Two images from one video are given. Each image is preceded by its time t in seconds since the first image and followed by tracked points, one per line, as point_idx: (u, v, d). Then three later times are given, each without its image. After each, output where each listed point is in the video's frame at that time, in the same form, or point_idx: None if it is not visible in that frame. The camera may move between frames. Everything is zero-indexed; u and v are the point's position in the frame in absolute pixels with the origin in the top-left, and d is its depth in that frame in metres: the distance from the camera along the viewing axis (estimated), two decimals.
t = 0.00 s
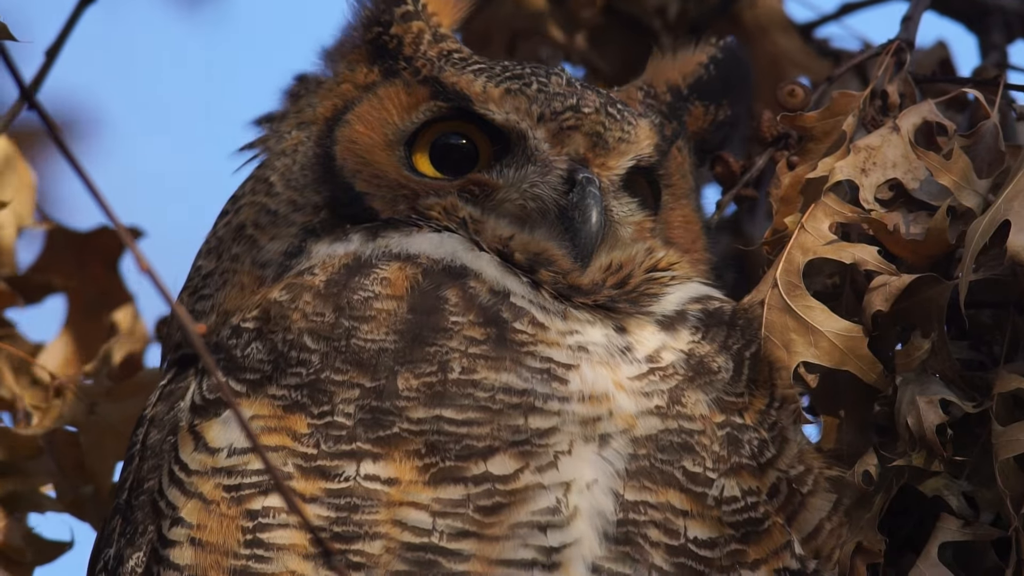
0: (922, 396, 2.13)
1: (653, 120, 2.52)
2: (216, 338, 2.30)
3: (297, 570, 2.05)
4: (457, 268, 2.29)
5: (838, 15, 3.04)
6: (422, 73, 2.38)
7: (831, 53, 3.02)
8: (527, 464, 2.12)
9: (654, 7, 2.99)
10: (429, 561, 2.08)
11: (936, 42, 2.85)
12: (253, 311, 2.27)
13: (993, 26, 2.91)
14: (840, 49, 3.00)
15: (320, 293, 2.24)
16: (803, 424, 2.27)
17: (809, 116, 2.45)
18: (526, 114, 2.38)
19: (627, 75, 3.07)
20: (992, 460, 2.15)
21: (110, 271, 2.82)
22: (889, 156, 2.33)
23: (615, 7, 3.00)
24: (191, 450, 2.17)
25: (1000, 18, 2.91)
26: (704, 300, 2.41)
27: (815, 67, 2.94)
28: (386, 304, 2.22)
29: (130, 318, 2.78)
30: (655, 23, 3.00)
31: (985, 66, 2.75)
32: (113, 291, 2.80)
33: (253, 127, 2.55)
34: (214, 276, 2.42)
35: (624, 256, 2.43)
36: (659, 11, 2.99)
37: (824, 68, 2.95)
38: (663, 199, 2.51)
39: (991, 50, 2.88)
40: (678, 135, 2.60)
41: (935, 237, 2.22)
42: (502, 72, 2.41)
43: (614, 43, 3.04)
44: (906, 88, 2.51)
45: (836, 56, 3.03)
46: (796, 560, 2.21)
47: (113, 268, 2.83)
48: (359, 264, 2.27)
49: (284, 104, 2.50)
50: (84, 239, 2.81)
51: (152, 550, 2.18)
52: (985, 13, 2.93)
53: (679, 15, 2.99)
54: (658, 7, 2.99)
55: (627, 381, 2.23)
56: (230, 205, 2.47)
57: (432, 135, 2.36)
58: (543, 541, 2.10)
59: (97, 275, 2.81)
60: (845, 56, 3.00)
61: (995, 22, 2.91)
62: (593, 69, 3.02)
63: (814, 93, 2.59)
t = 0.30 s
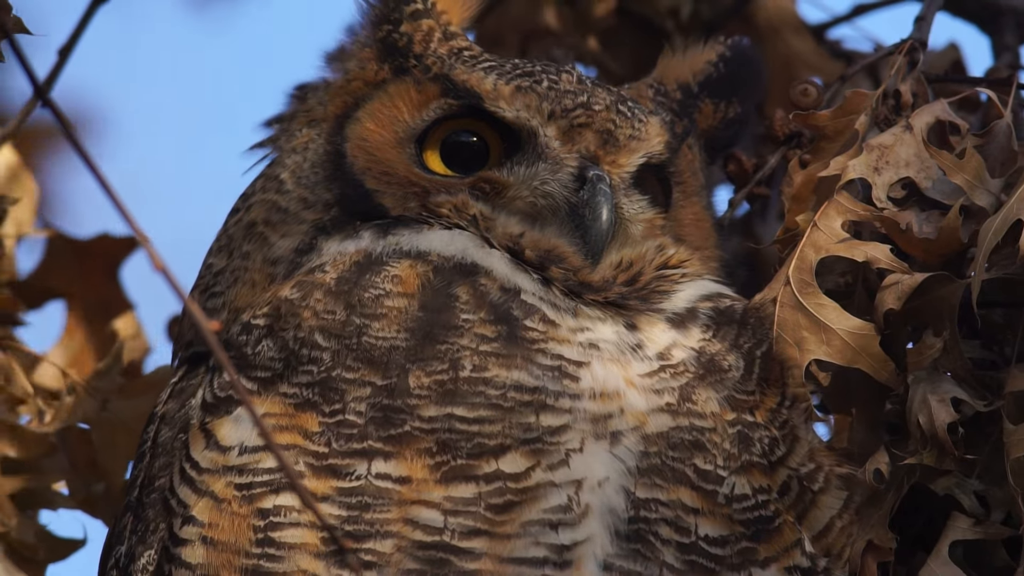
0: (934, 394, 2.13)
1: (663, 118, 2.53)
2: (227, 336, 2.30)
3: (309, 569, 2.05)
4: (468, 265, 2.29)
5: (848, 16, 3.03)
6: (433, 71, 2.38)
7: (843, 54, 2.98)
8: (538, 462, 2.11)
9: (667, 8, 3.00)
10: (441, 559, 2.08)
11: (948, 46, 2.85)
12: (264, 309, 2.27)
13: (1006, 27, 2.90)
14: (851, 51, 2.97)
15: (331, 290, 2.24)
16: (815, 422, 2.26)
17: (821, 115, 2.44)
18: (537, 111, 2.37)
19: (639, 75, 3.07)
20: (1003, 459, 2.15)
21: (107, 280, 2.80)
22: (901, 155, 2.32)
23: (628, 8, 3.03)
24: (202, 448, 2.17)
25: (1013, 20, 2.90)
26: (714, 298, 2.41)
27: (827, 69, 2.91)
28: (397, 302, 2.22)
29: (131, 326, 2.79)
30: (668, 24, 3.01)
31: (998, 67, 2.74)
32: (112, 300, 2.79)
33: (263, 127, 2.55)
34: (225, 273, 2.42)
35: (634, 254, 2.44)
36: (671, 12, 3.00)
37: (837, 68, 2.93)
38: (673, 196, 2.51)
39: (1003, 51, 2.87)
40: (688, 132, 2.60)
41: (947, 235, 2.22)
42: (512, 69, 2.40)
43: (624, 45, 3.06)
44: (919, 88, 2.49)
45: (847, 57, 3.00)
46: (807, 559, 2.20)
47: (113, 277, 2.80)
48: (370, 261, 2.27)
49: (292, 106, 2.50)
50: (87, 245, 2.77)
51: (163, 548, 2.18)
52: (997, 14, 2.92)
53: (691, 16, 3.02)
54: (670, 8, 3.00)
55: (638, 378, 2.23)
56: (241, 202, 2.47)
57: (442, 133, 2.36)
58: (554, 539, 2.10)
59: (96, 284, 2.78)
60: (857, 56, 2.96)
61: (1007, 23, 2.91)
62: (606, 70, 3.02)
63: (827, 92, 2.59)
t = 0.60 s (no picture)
0: (952, 391, 2.13)
1: (678, 114, 2.53)
2: (244, 333, 2.30)
3: (326, 566, 2.05)
4: (484, 262, 2.28)
5: (864, 17, 3.02)
6: (448, 67, 2.38)
7: (856, 55, 2.94)
8: (554, 459, 2.11)
9: (681, 9, 2.98)
10: (457, 557, 2.07)
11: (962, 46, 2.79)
12: (280, 307, 2.27)
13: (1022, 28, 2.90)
14: (865, 52, 2.94)
15: (347, 288, 2.23)
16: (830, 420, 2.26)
17: (838, 113, 2.44)
18: (552, 108, 2.37)
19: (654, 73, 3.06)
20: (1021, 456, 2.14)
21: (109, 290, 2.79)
22: (919, 153, 2.32)
23: (642, 8, 3.00)
24: (219, 445, 2.16)
25: None
26: (731, 295, 2.41)
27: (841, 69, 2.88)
28: (413, 299, 2.22)
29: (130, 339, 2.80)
30: (683, 24, 2.98)
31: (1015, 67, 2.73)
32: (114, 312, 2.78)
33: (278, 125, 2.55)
34: (241, 271, 2.42)
35: (650, 250, 2.44)
36: (686, 12, 2.98)
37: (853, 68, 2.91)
38: (689, 193, 2.51)
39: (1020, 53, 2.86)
40: (703, 129, 2.59)
41: (965, 232, 2.21)
42: (528, 66, 2.41)
43: (640, 44, 3.04)
44: (936, 86, 2.47)
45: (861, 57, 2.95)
46: (823, 556, 2.19)
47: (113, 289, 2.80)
48: (386, 259, 2.27)
49: (307, 102, 2.50)
50: (84, 257, 2.76)
51: (179, 545, 2.17)
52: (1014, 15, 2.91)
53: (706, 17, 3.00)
54: (686, 8, 2.97)
55: (654, 375, 2.22)
56: (256, 200, 2.47)
57: (458, 129, 2.36)
58: (571, 536, 2.10)
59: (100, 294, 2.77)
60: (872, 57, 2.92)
61: None
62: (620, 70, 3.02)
63: (845, 91, 2.60)
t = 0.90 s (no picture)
0: (969, 394, 2.13)
1: (695, 116, 2.53)
2: (261, 335, 2.31)
3: (343, 567, 2.05)
4: (501, 263, 2.29)
5: (879, 21, 3.01)
6: (464, 69, 2.39)
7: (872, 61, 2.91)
8: (572, 460, 2.11)
9: (697, 13, 2.99)
10: (475, 557, 2.07)
11: (975, 51, 2.78)
12: (298, 309, 2.28)
13: None
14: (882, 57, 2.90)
15: (365, 290, 2.24)
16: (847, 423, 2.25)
17: (855, 116, 2.44)
18: (569, 110, 2.37)
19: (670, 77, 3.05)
20: None
21: (121, 292, 2.79)
22: (937, 155, 2.32)
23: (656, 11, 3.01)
24: (236, 446, 2.17)
25: None
26: (747, 297, 2.40)
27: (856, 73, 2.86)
28: (431, 300, 2.22)
29: (139, 343, 2.78)
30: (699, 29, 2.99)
31: None
32: (128, 312, 2.78)
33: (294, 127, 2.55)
34: (258, 273, 2.42)
35: (666, 252, 2.43)
36: (701, 17, 2.99)
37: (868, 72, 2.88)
38: (706, 194, 2.52)
39: None
40: (719, 131, 2.60)
41: (982, 236, 2.21)
42: (544, 68, 2.41)
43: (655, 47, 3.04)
44: (954, 89, 2.48)
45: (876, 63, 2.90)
46: (840, 558, 2.18)
47: (126, 291, 2.79)
48: (403, 260, 2.27)
49: (323, 103, 2.50)
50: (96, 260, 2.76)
51: (197, 546, 2.17)
52: None
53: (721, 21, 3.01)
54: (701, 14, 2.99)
55: (671, 377, 2.22)
56: (273, 201, 2.47)
57: (474, 131, 2.37)
58: (589, 538, 2.10)
59: (111, 295, 2.77)
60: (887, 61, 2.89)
61: None
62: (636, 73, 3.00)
63: (861, 94, 2.59)
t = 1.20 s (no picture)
0: (982, 396, 2.12)
1: (710, 116, 2.55)
2: (276, 335, 2.30)
3: (358, 569, 2.05)
4: (516, 264, 2.28)
5: (900, 20, 3.00)
6: (479, 69, 2.40)
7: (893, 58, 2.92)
8: (587, 462, 2.10)
9: (717, 10, 2.93)
10: (490, 559, 2.07)
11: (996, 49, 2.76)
12: (313, 310, 2.27)
13: None
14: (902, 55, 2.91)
15: (380, 291, 2.24)
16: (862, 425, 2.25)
17: (870, 116, 2.43)
18: (584, 110, 2.38)
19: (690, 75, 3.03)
20: None
21: (138, 293, 2.78)
22: (950, 156, 2.31)
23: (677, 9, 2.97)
24: (251, 446, 2.17)
25: None
26: (762, 298, 2.40)
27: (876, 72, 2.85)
28: (446, 302, 2.22)
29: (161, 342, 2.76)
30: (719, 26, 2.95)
31: None
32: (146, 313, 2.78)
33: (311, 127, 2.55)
34: (273, 273, 2.42)
35: (681, 253, 2.44)
36: (722, 14, 2.94)
37: (887, 71, 2.87)
38: (720, 194, 2.52)
39: None
40: (734, 131, 2.60)
41: (995, 237, 2.20)
42: (559, 67, 2.42)
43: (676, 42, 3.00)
44: (968, 89, 2.46)
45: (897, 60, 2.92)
46: (855, 560, 2.17)
47: (143, 293, 2.79)
48: (418, 261, 2.27)
49: (339, 102, 2.49)
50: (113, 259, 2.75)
51: (211, 547, 2.17)
52: None
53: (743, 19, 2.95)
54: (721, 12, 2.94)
55: (686, 378, 2.22)
56: (289, 201, 2.47)
57: (489, 131, 2.37)
58: (604, 539, 2.09)
59: (129, 295, 2.76)
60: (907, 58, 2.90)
61: None
62: (656, 71, 3.01)
63: (875, 95, 2.58)
